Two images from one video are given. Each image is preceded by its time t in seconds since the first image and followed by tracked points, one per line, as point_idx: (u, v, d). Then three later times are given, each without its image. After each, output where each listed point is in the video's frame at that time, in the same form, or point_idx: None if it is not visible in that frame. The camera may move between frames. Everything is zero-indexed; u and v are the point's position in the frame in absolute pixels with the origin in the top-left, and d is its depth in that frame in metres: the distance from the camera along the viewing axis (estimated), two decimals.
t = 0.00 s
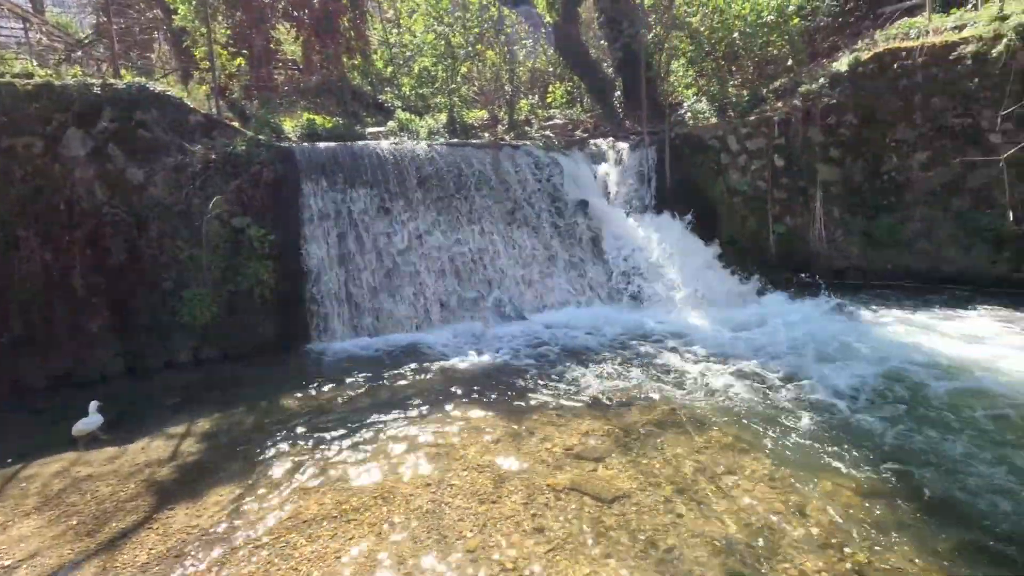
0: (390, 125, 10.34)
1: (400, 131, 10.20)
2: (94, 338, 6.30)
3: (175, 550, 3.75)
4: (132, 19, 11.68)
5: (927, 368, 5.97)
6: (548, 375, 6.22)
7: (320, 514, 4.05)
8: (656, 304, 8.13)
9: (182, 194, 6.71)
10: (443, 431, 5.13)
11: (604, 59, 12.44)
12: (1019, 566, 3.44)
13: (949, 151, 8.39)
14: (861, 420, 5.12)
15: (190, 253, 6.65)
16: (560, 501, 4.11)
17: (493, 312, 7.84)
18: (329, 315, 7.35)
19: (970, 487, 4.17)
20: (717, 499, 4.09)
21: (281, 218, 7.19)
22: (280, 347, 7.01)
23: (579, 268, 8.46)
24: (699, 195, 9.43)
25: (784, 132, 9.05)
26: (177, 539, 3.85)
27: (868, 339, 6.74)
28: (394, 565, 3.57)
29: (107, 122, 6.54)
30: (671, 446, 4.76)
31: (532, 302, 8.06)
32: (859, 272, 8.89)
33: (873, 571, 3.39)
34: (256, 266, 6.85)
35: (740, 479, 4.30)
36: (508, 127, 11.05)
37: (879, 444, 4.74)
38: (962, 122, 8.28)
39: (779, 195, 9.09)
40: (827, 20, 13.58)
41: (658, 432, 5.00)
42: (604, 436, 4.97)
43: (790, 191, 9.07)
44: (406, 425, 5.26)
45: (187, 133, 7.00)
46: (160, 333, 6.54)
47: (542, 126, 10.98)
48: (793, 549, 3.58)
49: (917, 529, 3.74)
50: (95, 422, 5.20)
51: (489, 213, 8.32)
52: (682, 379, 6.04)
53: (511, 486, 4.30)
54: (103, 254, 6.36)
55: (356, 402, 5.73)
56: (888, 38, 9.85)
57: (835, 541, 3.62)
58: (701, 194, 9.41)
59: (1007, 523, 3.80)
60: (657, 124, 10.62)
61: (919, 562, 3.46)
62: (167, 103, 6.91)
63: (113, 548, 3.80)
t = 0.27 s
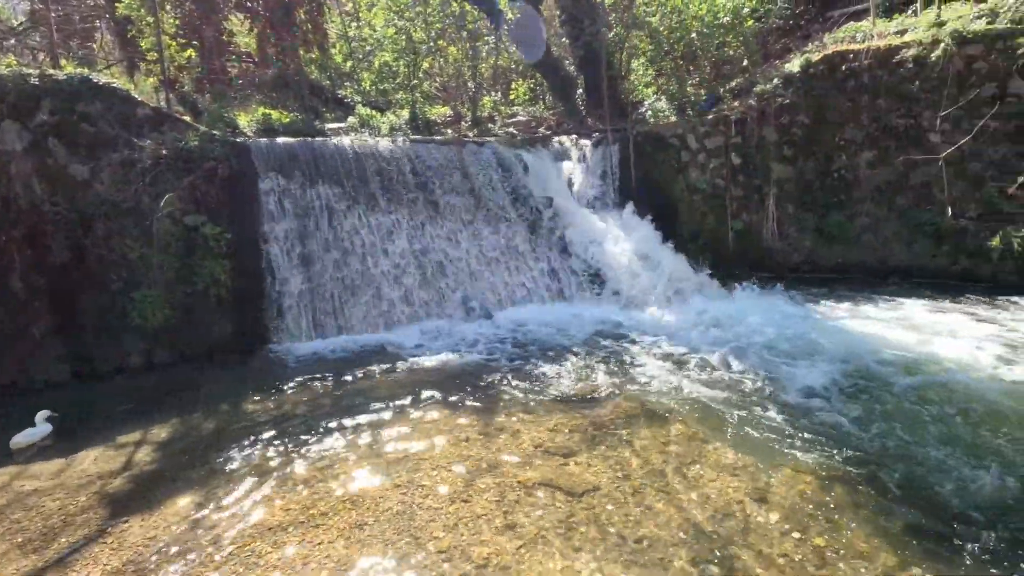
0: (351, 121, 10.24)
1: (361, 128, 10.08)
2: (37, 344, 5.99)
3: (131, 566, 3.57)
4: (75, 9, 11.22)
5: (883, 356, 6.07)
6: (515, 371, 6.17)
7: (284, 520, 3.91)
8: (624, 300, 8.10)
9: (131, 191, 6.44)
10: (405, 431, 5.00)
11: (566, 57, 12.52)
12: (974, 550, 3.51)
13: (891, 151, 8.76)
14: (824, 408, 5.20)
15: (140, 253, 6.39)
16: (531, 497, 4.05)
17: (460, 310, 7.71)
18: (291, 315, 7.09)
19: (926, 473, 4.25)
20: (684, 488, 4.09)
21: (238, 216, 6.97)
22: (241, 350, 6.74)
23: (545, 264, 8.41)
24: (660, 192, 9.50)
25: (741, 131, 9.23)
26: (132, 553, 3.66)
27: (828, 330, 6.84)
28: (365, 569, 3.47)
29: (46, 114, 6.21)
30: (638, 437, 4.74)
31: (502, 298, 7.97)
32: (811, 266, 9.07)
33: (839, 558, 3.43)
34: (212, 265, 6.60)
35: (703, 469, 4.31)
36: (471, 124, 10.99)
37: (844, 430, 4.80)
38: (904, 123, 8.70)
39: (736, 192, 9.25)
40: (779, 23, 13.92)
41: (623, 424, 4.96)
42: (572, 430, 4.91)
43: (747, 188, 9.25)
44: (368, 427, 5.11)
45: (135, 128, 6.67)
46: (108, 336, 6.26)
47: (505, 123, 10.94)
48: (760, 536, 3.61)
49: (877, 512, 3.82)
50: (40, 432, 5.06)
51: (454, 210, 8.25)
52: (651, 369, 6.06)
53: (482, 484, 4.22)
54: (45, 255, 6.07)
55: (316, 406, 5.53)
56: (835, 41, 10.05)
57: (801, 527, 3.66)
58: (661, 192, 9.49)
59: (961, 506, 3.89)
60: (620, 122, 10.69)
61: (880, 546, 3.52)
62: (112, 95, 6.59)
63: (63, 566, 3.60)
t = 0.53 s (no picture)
0: (308, 116, 10.01)
1: (317, 123, 9.79)
2: None
3: None
4: None
5: (835, 348, 6.26)
6: (481, 367, 6.08)
7: (244, 526, 3.78)
8: (587, 296, 8.16)
9: (73, 186, 6.22)
10: (366, 430, 4.89)
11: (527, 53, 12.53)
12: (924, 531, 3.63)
13: (840, 148, 9.05)
14: (784, 397, 5.32)
15: (84, 251, 6.16)
16: (501, 493, 4.01)
17: (425, 308, 7.66)
18: (247, 317, 6.94)
19: (879, 458, 4.37)
20: (648, 477, 4.12)
21: (190, 213, 6.74)
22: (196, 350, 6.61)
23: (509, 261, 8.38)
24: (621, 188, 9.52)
25: (698, 128, 9.38)
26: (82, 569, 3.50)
27: (785, 322, 7.01)
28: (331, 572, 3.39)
29: None
30: (604, 430, 4.73)
31: (465, 297, 7.94)
32: (766, 259, 9.28)
33: (800, 543, 3.49)
34: (163, 265, 6.36)
35: (666, 457, 4.35)
36: (432, 119, 10.89)
37: (801, 419, 4.91)
38: (852, 121, 9.00)
39: (694, 188, 9.40)
40: (734, 22, 14.18)
41: (587, 417, 4.95)
42: (540, 424, 4.86)
43: (705, 184, 9.41)
44: (330, 428, 4.96)
45: (77, 119, 6.52)
46: (51, 341, 6.01)
47: (467, 119, 10.85)
48: (724, 523, 3.66)
49: (834, 495, 3.91)
50: None
51: (417, 207, 8.10)
52: (616, 363, 6.10)
53: (449, 480, 4.16)
54: None
55: (273, 407, 5.37)
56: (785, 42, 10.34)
57: (763, 514, 3.72)
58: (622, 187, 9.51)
59: (910, 487, 4.03)
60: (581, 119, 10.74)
61: (837, 529, 3.61)
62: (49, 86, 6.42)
63: None
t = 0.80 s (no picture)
0: (263, 111, 9.87)
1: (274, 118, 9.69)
2: None
3: None
4: None
5: (790, 338, 6.37)
6: (444, 363, 6.05)
7: (207, 531, 3.74)
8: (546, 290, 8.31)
9: (9, 181, 6.13)
10: (332, 429, 4.86)
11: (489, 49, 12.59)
12: (873, 511, 3.75)
13: (791, 145, 9.40)
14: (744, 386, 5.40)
15: (23, 250, 6.04)
16: (465, 487, 4.06)
17: (387, 305, 7.67)
18: (203, 315, 6.83)
19: (836, 442, 4.51)
20: (607, 467, 4.22)
21: (139, 210, 6.66)
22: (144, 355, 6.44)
23: (470, 257, 8.44)
24: (583, 183, 9.65)
25: (657, 125, 9.59)
26: None
27: (743, 314, 7.15)
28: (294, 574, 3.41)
29: None
30: (566, 424, 4.78)
31: (425, 293, 7.92)
32: (723, 253, 9.53)
33: (758, 525, 3.60)
34: (109, 264, 6.27)
35: (626, 447, 4.43)
36: (393, 115, 10.88)
37: (758, 407, 5.04)
38: (802, 118, 9.37)
39: (654, 183, 9.60)
40: (689, 22, 14.51)
41: (550, 411, 4.99)
42: (504, 420, 4.89)
43: (664, 180, 9.62)
44: (290, 428, 4.91)
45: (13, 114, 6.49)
46: None
47: (429, 114, 10.85)
48: (682, 508, 3.77)
49: (787, 479, 4.05)
50: None
51: (377, 202, 8.08)
52: (577, 351, 6.19)
53: (414, 477, 4.19)
54: None
55: (234, 410, 5.27)
56: (739, 41, 10.64)
57: (721, 498, 3.84)
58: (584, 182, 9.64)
59: (859, 468, 4.18)
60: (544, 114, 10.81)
61: (790, 508, 3.75)
62: None
63: None
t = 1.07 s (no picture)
0: (217, 105, 9.71)
1: (229, 112, 9.64)
2: None
3: None
4: None
5: (745, 331, 6.57)
6: (407, 359, 6.02)
7: (158, 537, 3.57)
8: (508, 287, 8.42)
9: None
10: (294, 430, 4.68)
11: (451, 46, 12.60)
12: (827, 494, 3.84)
13: (747, 141, 9.66)
14: (706, 378, 5.50)
15: None
16: (432, 485, 3.93)
17: (348, 304, 7.65)
18: (158, 317, 6.74)
19: (793, 428, 4.63)
20: (575, 460, 4.14)
21: (87, 210, 6.48)
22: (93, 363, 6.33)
23: (432, 254, 8.46)
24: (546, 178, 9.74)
25: (619, 121, 9.76)
26: None
27: (699, 309, 7.32)
28: None
29: None
30: (533, 417, 4.72)
31: (386, 291, 7.93)
32: (685, 247, 9.74)
33: (721, 511, 3.63)
34: (53, 266, 6.00)
35: (592, 438, 4.41)
36: (354, 111, 10.81)
37: (718, 395, 5.15)
38: (757, 115, 9.64)
39: (617, 179, 9.77)
40: (648, 21, 14.76)
41: (519, 406, 4.91)
42: (469, 416, 4.79)
43: (625, 175, 9.80)
44: (249, 430, 4.74)
45: None
46: None
47: (391, 110, 10.81)
48: (646, 498, 3.74)
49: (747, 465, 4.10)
50: None
51: (337, 199, 8.01)
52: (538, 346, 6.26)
53: (378, 476, 4.04)
54: None
55: (185, 412, 5.14)
56: (696, 39, 10.90)
57: (682, 484, 3.87)
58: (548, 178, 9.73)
59: (810, 451, 4.31)
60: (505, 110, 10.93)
61: (751, 494, 3.79)
62: None
63: None
